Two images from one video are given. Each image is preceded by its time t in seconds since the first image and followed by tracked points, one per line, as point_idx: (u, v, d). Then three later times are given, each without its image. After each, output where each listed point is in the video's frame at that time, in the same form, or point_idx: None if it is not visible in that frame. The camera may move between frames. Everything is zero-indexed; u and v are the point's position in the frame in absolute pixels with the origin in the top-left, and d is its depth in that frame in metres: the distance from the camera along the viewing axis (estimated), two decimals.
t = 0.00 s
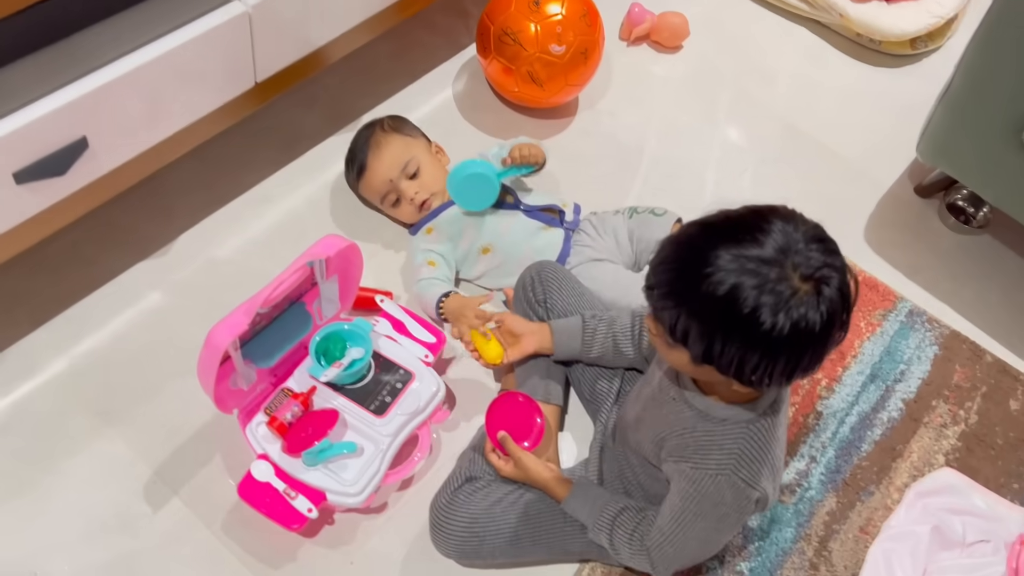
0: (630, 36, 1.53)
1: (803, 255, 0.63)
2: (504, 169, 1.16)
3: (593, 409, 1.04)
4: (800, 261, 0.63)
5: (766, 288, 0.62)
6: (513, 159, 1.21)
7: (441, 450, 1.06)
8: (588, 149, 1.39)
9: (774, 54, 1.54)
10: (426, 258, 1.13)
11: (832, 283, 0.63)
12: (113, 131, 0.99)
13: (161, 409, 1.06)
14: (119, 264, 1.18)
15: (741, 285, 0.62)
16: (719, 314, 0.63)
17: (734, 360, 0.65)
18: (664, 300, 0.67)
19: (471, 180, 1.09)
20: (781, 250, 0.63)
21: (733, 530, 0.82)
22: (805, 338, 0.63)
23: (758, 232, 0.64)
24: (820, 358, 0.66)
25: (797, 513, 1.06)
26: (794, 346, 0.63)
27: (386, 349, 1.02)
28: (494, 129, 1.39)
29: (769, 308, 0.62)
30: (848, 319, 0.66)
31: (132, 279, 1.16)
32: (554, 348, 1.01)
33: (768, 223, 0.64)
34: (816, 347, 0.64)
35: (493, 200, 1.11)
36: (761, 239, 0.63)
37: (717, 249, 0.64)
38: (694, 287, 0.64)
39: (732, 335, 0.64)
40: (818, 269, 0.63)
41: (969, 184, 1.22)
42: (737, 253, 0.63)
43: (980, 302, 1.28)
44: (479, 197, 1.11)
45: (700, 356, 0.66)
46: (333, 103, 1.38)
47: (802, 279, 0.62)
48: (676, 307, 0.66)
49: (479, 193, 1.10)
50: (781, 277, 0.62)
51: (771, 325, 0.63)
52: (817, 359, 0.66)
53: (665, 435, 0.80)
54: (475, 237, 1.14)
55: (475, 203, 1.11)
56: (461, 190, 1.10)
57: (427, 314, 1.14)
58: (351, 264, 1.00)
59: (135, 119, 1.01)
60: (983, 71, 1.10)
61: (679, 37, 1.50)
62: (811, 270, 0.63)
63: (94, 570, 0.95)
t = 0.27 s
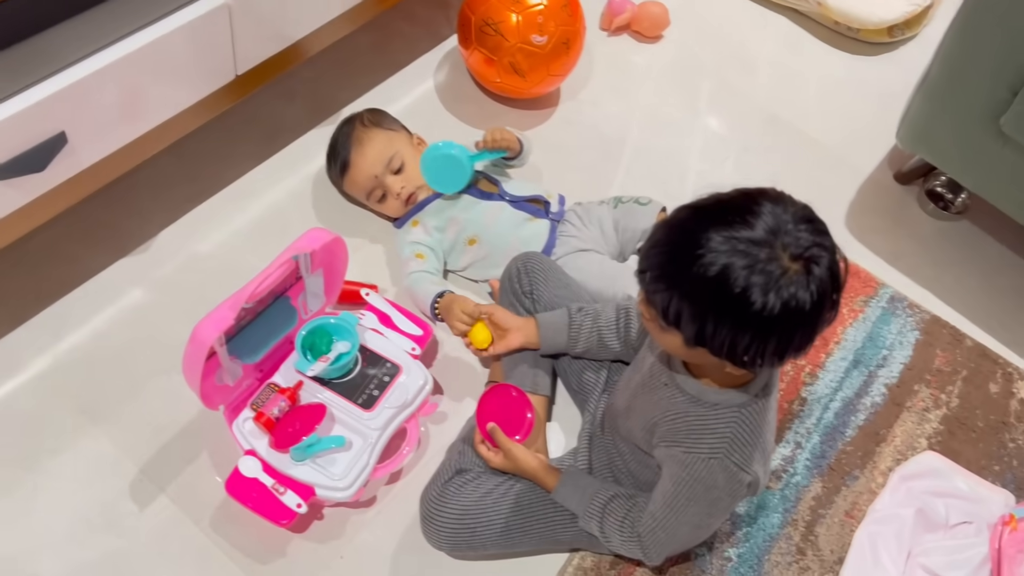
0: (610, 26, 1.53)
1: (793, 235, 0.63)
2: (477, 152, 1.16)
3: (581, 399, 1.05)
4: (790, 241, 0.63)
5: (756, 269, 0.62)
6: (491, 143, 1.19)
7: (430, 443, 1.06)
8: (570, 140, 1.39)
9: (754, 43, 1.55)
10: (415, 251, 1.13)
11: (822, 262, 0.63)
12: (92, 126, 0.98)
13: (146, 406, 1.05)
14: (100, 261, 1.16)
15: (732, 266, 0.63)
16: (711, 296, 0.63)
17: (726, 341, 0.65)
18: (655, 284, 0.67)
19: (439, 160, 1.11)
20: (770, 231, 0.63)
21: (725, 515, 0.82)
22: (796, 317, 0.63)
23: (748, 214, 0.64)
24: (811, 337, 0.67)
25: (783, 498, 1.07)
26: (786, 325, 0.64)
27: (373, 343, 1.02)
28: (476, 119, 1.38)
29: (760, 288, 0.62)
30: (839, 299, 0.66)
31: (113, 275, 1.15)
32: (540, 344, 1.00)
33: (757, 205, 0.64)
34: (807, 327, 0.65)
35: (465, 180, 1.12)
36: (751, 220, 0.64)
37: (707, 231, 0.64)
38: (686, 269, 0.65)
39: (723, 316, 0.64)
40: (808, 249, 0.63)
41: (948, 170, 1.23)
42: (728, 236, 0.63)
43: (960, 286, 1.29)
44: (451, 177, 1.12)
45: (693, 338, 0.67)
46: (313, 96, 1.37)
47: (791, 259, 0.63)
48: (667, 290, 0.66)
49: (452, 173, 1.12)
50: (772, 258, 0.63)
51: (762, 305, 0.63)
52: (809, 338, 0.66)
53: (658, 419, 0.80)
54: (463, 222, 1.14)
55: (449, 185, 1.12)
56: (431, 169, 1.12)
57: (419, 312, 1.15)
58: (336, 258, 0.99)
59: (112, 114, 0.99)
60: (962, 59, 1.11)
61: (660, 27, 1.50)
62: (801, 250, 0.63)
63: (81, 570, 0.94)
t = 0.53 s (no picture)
0: (598, 18, 1.53)
1: (784, 218, 0.64)
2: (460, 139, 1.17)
3: (573, 390, 1.05)
4: (780, 224, 0.64)
5: (748, 252, 0.63)
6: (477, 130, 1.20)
7: (422, 435, 1.06)
8: (559, 132, 1.39)
9: (742, 34, 1.55)
10: (405, 243, 1.13)
11: (813, 244, 0.64)
12: (79, 119, 0.97)
13: (136, 401, 1.05)
14: (87, 256, 1.16)
15: (724, 250, 0.63)
16: (704, 280, 0.64)
17: (721, 326, 0.65)
18: (648, 272, 0.68)
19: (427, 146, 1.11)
20: (761, 214, 0.64)
21: (717, 500, 0.83)
22: (789, 299, 0.64)
23: (739, 198, 0.64)
24: (804, 319, 0.67)
25: (774, 486, 1.08)
26: (779, 308, 0.64)
27: (364, 336, 1.01)
28: (465, 111, 1.38)
29: (752, 271, 0.63)
30: (830, 280, 0.67)
31: (102, 269, 1.14)
32: (531, 338, 1.01)
33: (747, 189, 0.65)
34: (800, 308, 0.65)
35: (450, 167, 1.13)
36: (742, 204, 0.64)
37: (699, 217, 0.65)
38: (679, 256, 0.65)
39: (717, 301, 0.64)
40: (799, 231, 0.63)
41: (934, 159, 1.25)
42: (720, 220, 0.64)
43: (946, 275, 1.30)
44: (436, 164, 1.13)
45: (687, 324, 0.67)
46: (301, 89, 1.36)
47: (783, 242, 0.63)
48: (660, 277, 0.66)
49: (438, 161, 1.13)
50: (764, 241, 0.63)
51: (756, 288, 0.63)
52: (802, 319, 0.66)
53: (651, 406, 0.81)
54: (454, 213, 1.14)
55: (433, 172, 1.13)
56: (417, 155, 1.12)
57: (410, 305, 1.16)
58: (327, 250, 0.99)
59: (98, 107, 0.99)
60: (947, 49, 1.11)
61: (647, 19, 1.50)
62: (792, 232, 0.63)
63: (74, 565, 0.94)
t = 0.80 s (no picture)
0: (587, 12, 1.53)
1: (769, 206, 0.64)
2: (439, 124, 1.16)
3: (565, 383, 1.05)
4: (766, 212, 0.64)
5: (734, 239, 0.63)
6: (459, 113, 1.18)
7: (414, 429, 1.06)
8: (549, 126, 1.39)
9: (731, 28, 1.56)
10: (393, 237, 1.12)
11: (799, 232, 0.64)
12: (69, 115, 0.97)
13: (128, 397, 1.05)
14: (77, 253, 1.15)
15: (710, 238, 0.63)
16: (691, 268, 0.64)
17: (708, 313, 0.66)
18: (637, 260, 0.68)
19: (404, 131, 1.12)
20: (747, 202, 0.64)
21: (708, 491, 0.84)
22: (776, 286, 0.64)
23: (725, 187, 0.65)
24: (792, 307, 0.67)
25: (765, 478, 1.09)
26: (765, 295, 0.64)
27: (356, 331, 1.01)
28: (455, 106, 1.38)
29: (737, 259, 0.63)
30: (818, 268, 0.67)
31: (93, 265, 1.14)
32: (523, 330, 1.01)
33: (734, 178, 0.65)
34: (787, 296, 0.65)
35: (431, 149, 1.13)
36: (728, 193, 0.64)
37: (686, 205, 0.65)
38: (666, 244, 0.65)
39: (704, 288, 0.65)
40: (784, 219, 0.64)
41: (922, 152, 1.25)
42: (707, 209, 0.64)
43: (933, 267, 1.31)
44: (416, 149, 1.13)
45: (675, 312, 0.68)
46: (291, 84, 1.36)
47: (768, 229, 0.63)
48: (649, 265, 0.67)
49: (417, 145, 1.13)
50: (749, 229, 0.63)
51: (741, 276, 0.64)
52: (789, 307, 0.67)
53: (642, 398, 0.81)
54: (444, 207, 1.14)
55: (411, 155, 1.13)
56: (398, 142, 1.12)
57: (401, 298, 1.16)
58: (318, 246, 0.99)
59: (87, 103, 0.98)
60: (934, 43, 1.12)
61: (636, 13, 1.50)
62: (777, 220, 0.64)
63: (67, 562, 0.94)
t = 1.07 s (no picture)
0: (577, 8, 1.53)
1: (754, 199, 0.64)
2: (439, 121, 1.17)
3: (555, 377, 1.06)
4: (751, 204, 0.64)
5: (718, 231, 0.63)
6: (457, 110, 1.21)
7: (405, 425, 1.06)
8: (540, 122, 1.39)
9: (720, 23, 1.56)
10: (383, 230, 1.13)
11: (783, 225, 0.65)
12: (56, 109, 0.97)
13: (118, 393, 1.05)
14: (66, 249, 1.15)
15: (695, 230, 0.64)
16: (675, 259, 0.65)
17: (693, 305, 0.66)
18: (623, 252, 0.69)
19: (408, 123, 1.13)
20: (732, 195, 0.64)
21: (697, 483, 0.84)
22: (759, 278, 0.64)
23: (711, 179, 0.65)
24: (776, 299, 0.68)
25: (754, 471, 1.09)
26: (749, 287, 0.65)
27: (347, 326, 1.01)
28: (445, 102, 1.38)
29: (721, 250, 0.63)
30: (802, 261, 0.67)
31: (82, 261, 1.14)
32: (514, 324, 1.01)
33: (720, 171, 0.66)
34: (770, 288, 0.66)
35: (434, 141, 1.15)
36: (714, 186, 0.65)
37: (672, 198, 0.65)
38: (652, 235, 0.66)
39: (689, 280, 0.65)
40: (769, 212, 0.64)
41: (910, 147, 1.26)
42: (692, 201, 0.64)
43: (922, 260, 1.32)
44: (420, 140, 1.15)
45: (660, 303, 0.68)
46: (280, 79, 1.36)
47: (752, 221, 0.64)
48: (635, 256, 0.68)
49: (421, 136, 1.14)
50: (733, 221, 0.64)
51: (725, 267, 0.64)
52: (773, 300, 0.67)
53: (633, 390, 0.82)
54: (434, 201, 1.14)
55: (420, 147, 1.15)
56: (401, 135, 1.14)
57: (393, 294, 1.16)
58: (308, 241, 0.99)
59: (76, 98, 0.98)
60: (921, 38, 1.13)
61: (626, 8, 1.51)
62: (761, 212, 0.64)
63: (57, 558, 0.94)
